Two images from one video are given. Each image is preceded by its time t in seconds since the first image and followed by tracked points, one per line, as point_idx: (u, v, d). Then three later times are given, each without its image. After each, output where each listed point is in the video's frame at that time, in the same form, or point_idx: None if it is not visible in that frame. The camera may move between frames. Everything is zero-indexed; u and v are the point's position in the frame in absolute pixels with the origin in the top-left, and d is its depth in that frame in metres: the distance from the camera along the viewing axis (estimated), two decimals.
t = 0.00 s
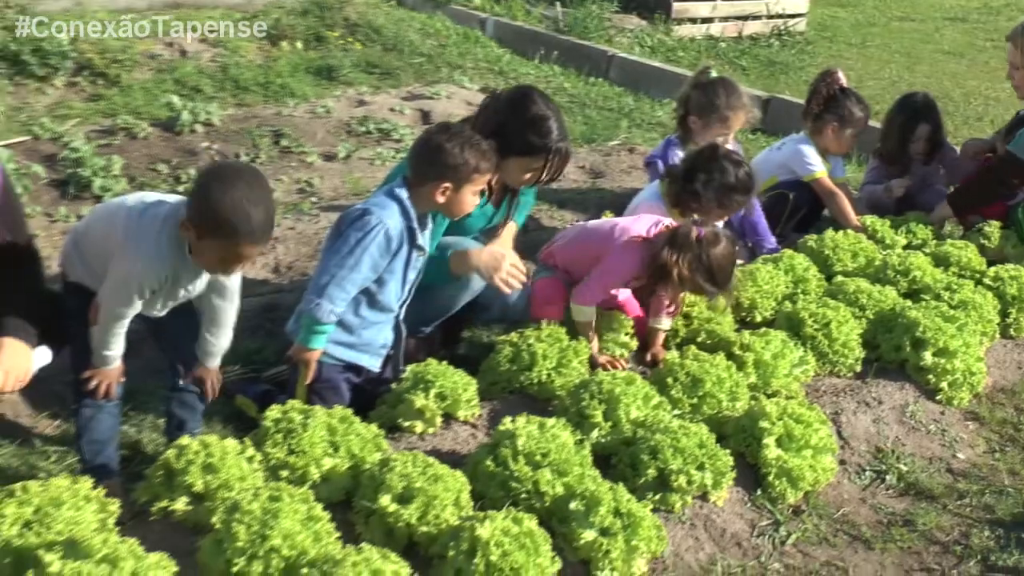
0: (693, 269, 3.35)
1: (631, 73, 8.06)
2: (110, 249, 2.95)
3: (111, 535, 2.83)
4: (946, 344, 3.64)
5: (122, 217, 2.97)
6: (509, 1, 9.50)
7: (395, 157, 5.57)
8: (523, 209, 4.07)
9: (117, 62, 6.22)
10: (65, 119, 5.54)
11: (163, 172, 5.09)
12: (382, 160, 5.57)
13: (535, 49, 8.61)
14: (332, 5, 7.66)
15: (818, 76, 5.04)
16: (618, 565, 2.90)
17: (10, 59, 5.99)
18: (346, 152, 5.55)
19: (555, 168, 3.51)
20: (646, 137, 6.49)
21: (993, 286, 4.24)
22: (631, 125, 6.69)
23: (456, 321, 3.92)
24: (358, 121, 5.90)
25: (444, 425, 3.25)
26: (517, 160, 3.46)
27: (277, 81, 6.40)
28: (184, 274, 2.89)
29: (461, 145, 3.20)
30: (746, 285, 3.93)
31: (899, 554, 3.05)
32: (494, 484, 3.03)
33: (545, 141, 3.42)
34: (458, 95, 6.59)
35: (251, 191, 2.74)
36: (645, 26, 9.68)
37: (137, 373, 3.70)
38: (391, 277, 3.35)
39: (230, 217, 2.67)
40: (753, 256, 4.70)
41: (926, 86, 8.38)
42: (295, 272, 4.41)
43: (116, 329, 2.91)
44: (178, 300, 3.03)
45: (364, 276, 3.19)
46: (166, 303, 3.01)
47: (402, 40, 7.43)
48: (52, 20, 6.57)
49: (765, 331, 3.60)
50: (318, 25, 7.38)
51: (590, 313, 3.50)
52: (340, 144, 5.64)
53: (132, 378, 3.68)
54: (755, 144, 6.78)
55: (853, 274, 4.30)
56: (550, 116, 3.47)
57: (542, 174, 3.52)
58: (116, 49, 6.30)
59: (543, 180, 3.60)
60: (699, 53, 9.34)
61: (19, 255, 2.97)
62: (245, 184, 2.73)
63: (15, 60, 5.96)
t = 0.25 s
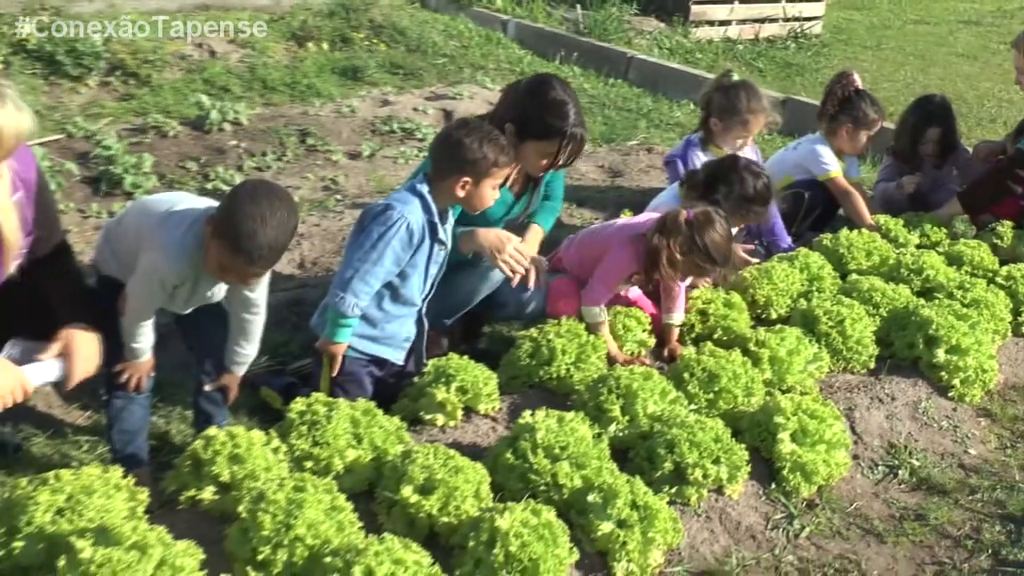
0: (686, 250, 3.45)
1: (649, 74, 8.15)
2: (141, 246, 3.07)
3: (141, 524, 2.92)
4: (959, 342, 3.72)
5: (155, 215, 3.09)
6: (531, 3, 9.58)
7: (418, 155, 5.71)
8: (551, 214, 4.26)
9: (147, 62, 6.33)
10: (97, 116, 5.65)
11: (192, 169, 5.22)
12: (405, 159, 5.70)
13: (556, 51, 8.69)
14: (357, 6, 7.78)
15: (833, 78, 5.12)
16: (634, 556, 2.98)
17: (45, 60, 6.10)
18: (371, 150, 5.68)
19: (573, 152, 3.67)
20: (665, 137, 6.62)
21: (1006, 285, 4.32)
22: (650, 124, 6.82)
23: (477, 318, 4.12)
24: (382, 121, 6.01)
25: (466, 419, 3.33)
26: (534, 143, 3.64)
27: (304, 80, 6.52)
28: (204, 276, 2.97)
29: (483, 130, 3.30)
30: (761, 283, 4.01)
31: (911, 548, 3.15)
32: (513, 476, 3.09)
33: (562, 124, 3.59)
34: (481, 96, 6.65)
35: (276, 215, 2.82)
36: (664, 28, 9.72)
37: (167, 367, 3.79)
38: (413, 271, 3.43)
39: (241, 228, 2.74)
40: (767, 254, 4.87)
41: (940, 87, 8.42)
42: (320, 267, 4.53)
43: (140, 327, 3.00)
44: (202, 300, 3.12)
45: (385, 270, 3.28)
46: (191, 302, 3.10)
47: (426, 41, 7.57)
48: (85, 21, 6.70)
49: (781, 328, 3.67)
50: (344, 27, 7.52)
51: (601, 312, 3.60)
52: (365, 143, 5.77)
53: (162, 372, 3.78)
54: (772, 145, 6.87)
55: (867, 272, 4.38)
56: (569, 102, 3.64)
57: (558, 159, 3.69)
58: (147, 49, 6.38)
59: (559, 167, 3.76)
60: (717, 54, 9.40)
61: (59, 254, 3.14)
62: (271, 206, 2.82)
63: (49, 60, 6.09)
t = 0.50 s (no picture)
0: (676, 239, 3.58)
1: (662, 75, 8.26)
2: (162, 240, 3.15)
3: (165, 512, 3.00)
4: (965, 337, 3.81)
5: (178, 211, 3.17)
6: (546, 4, 9.76)
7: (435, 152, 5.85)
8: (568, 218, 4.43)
9: (172, 61, 6.45)
10: (123, 114, 5.77)
11: (215, 166, 5.34)
12: (422, 155, 5.84)
13: (570, 51, 8.89)
14: (376, 7, 8.01)
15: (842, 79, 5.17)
16: (645, 545, 3.05)
17: (73, 59, 6.23)
18: (389, 148, 5.80)
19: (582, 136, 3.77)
20: (676, 135, 6.76)
21: (1012, 281, 4.41)
22: (662, 123, 6.97)
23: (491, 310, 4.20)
24: (400, 118, 6.19)
25: (482, 411, 3.41)
26: (545, 127, 3.73)
27: (324, 79, 6.66)
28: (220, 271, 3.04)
29: (492, 125, 3.38)
30: (771, 279, 4.12)
31: (918, 539, 3.26)
32: (527, 467, 3.17)
33: (572, 107, 3.68)
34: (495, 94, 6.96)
35: (299, 233, 2.86)
36: (676, 30, 9.77)
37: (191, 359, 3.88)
38: (425, 264, 3.50)
39: (257, 244, 2.80)
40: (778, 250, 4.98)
41: (948, 87, 8.48)
42: (339, 261, 4.65)
43: (157, 316, 3.06)
44: (219, 296, 3.19)
45: (393, 262, 3.35)
46: (209, 296, 3.18)
47: (443, 41, 7.75)
48: (112, 21, 6.85)
49: (790, 323, 3.76)
50: (363, 27, 7.69)
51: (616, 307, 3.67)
52: (383, 140, 5.90)
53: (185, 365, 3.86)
54: (782, 145, 6.98)
55: (875, 269, 4.49)
56: (581, 86, 3.73)
57: (569, 143, 3.77)
58: (172, 49, 6.49)
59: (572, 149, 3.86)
60: (728, 55, 9.43)
61: (85, 249, 3.24)
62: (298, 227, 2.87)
63: (76, 59, 6.22)
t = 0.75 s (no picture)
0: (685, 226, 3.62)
1: (678, 74, 8.36)
2: (190, 236, 3.23)
3: (191, 501, 3.07)
4: (976, 333, 3.90)
5: (204, 207, 3.26)
6: (563, 5, 10.00)
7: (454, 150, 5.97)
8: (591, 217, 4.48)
9: (198, 61, 6.56)
10: (150, 113, 5.86)
11: (240, 164, 5.45)
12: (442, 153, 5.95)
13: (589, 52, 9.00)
14: (397, 8, 8.17)
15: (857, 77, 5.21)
16: (660, 537, 3.12)
17: (102, 59, 6.35)
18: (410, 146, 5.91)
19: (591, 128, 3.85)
20: (692, 134, 6.84)
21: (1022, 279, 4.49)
22: (677, 122, 7.08)
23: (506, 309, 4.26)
24: (420, 118, 6.29)
25: (500, 403, 3.48)
26: (556, 114, 3.84)
27: (346, 79, 6.78)
28: (246, 267, 3.11)
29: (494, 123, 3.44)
30: (784, 276, 4.21)
31: (928, 532, 3.33)
32: (544, 459, 3.23)
33: (584, 99, 3.74)
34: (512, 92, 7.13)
35: (328, 251, 2.97)
36: (692, 31, 9.94)
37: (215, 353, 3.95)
38: (432, 263, 3.61)
39: (290, 250, 2.88)
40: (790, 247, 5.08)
41: (959, 86, 8.53)
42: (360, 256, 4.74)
43: (184, 310, 3.13)
44: (243, 292, 3.28)
45: (399, 263, 3.45)
46: (235, 291, 3.26)
47: (462, 42, 7.93)
48: (139, 20, 6.97)
49: (803, 320, 3.83)
50: (384, 28, 7.85)
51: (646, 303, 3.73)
52: (404, 139, 6.01)
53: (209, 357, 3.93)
54: (795, 145, 7.07)
55: (887, 266, 4.58)
56: (595, 79, 3.77)
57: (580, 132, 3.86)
58: (198, 49, 6.61)
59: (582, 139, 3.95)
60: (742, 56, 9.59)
61: (113, 245, 3.34)
62: (329, 245, 2.97)
63: (104, 59, 6.33)
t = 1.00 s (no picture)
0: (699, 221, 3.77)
1: (696, 73, 8.54)
2: (223, 228, 3.30)
3: (219, 489, 3.14)
4: (990, 329, 4.02)
5: (236, 200, 3.32)
6: (584, 5, 10.32)
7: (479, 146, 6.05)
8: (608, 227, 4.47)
9: (227, 58, 6.66)
10: (181, 110, 5.94)
11: (268, 159, 5.54)
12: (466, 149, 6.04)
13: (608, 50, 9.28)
14: (421, 7, 8.28)
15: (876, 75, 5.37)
16: (678, 527, 3.18)
17: (134, 57, 6.41)
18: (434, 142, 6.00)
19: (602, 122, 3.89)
20: (711, 132, 6.91)
21: None
22: (696, 120, 7.16)
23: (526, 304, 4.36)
24: (444, 115, 6.36)
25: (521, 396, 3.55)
26: (570, 107, 3.90)
27: (372, 77, 6.88)
28: (280, 260, 3.20)
29: (498, 118, 3.54)
30: (801, 272, 4.34)
31: (942, 524, 3.42)
32: (565, 450, 3.31)
33: (598, 93, 3.80)
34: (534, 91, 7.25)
35: (361, 245, 3.08)
36: (711, 30, 10.32)
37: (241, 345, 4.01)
38: (444, 257, 3.69)
39: (326, 242, 2.98)
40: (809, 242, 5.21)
41: (974, 85, 8.59)
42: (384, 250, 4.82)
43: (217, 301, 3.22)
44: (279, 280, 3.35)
45: (406, 259, 3.54)
46: (270, 281, 3.34)
47: (485, 41, 8.06)
48: (169, 19, 7.09)
49: (819, 314, 3.94)
50: (409, 27, 8.00)
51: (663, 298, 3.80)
52: (428, 135, 6.10)
53: (236, 351, 4.01)
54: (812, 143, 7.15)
55: (902, 262, 4.71)
56: (611, 75, 3.83)
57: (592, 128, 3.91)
58: (227, 48, 6.70)
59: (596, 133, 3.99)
60: (760, 54, 9.82)
61: (145, 237, 3.42)
62: (362, 239, 3.08)
63: (137, 56, 6.41)
